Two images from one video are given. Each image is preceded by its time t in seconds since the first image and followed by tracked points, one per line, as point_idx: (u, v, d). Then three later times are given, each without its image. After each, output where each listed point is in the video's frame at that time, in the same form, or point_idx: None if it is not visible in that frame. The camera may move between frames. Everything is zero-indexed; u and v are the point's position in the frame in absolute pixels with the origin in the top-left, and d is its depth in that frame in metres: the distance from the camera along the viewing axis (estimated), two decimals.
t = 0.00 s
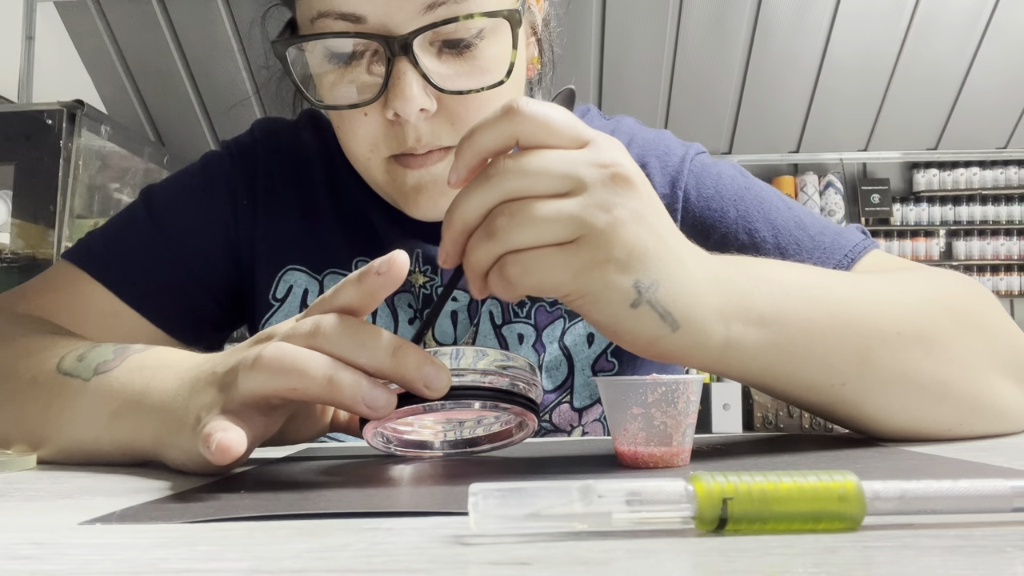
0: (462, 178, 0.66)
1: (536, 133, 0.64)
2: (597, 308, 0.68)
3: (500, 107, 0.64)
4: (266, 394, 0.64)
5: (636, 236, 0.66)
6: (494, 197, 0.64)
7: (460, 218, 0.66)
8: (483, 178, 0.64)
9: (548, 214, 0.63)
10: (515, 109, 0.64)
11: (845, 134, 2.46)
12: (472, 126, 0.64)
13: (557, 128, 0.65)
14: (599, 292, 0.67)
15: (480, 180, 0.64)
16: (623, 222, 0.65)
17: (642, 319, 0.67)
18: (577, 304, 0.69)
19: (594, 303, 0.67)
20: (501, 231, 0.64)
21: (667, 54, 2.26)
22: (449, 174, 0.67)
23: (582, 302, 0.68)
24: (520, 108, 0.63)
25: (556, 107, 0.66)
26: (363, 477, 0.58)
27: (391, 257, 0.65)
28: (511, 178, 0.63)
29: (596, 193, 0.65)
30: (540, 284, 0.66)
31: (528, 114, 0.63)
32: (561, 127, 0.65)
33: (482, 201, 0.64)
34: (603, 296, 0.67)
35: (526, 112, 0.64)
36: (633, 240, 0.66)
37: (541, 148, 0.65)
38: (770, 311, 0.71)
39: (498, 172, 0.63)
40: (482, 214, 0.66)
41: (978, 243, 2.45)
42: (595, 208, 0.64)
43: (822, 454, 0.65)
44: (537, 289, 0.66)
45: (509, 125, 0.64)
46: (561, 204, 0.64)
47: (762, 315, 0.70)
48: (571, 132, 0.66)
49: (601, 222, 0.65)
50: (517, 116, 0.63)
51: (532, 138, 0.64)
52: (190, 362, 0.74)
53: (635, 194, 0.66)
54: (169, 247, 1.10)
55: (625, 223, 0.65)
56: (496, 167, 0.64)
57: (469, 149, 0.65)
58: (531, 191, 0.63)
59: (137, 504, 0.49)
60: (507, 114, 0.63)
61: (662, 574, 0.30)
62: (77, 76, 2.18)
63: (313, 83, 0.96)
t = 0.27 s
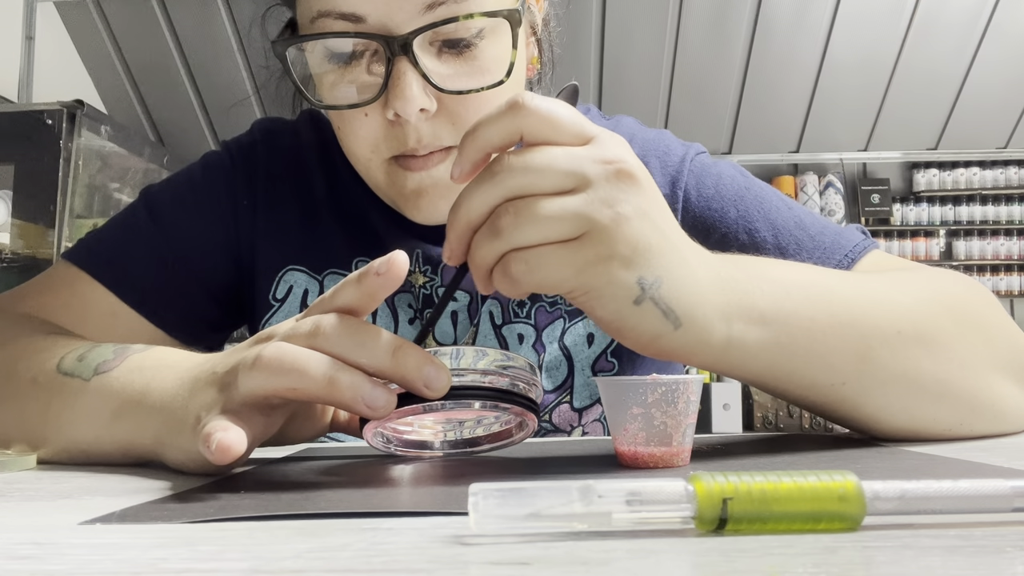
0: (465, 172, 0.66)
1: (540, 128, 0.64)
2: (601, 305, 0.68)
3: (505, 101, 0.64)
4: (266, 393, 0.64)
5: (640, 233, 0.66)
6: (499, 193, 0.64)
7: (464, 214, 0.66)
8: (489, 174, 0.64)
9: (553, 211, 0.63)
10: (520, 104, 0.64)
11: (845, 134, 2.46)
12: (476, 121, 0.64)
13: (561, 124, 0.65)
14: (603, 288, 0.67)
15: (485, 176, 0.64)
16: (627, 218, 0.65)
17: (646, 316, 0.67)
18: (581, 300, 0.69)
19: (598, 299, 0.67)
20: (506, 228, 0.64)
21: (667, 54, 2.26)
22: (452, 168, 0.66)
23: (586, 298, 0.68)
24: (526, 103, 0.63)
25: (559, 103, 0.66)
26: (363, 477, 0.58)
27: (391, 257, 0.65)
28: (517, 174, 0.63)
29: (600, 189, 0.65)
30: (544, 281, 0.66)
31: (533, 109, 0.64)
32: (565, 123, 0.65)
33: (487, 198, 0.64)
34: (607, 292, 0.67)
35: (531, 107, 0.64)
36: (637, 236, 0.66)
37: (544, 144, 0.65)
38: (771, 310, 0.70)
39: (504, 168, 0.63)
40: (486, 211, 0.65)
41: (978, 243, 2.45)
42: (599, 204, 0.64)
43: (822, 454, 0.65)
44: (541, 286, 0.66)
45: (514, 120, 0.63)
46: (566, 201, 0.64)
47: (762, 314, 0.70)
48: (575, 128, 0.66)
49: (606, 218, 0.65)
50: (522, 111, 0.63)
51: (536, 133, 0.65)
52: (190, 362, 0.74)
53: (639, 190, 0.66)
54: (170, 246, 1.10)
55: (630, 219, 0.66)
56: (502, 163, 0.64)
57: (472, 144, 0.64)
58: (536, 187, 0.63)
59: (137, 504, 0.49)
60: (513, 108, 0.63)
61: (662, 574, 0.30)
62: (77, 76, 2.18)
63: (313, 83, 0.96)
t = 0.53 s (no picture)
0: (466, 168, 0.66)
1: (541, 124, 0.64)
2: (601, 300, 0.68)
3: (507, 98, 0.64)
4: (266, 393, 0.64)
5: (639, 229, 0.66)
6: (499, 188, 0.64)
7: (465, 210, 0.66)
8: (490, 170, 0.64)
9: (553, 205, 0.63)
10: (521, 100, 0.64)
11: (845, 134, 2.46)
12: (477, 117, 0.64)
13: (562, 120, 0.65)
14: (603, 284, 0.67)
15: (486, 171, 0.64)
16: (627, 214, 0.65)
17: (645, 313, 0.68)
18: (580, 295, 0.69)
19: (598, 294, 0.68)
20: (506, 223, 0.64)
21: (667, 55, 2.26)
22: (453, 165, 0.66)
23: (586, 293, 0.68)
24: (527, 99, 0.63)
25: (561, 99, 0.66)
26: (363, 478, 0.58)
27: (390, 257, 0.65)
28: (518, 170, 0.63)
29: (600, 184, 0.65)
30: (544, 276, 0.66)
31: (534, 105, 0.64)
32: (566, 120, 0.65)
33: (488, 193, 0.64)
34: (606, 288, 0.67)
35: (531, 103, 0.64)
36: (637, 232, 0.66)
37: (545, 139, 0.66)
38: (772, 308, 0.71)
39: (504, 164, 0.63)
40: (487, 207, 0.65)
41: (978, 243, 2.45)
42: (599, 200, 0.64)
43: (822, 454, 0.65)
44: (541, 281, 0.66)
45: (515, 117, 0.63)
46: (566, 196, 0.64)
47: (763, 312, 0.70)
48: (576, 124, 0.66)
49: (606, 214, 0.65)
50: (524, 107, 0.63)
51: (537, 129, 0.65)
52: (190, 362, 0.74)
53: (639, 186, 0.66)
54: (170, 246, 1.10)
55: (630, 215, 0.65)
56: (502, 159, 0.64)
57: (472, 140, 0.64)
58: (536, 183, 0.63)
59: (137, 503, 0.49)
60: (514, 105, 0.63)
61: (662, 574, 0.30)
62: (77, 76, 2.18)
63: (313, 83, 0.96)
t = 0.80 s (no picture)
0: (470, 162, 0.66)
1: (547, 120, 0.65)
2: (603, 297, 0.68)
3: (514, 92, 0.64)
4: (266, 393, 0.64)
5: (644, 226, 0.66)
6: (503, 182, 0.64)
7: (469, 204, 0.66)
8: (495, 163, 0.64)
9: (557, 201, 0.63)
10: (527, 95, 0.64)
11: (845, 134, 2.46)
12: (482, 111, 0.64)
13: (568, 116, 0.65)
14: (606, 280, 0.67)
15: (491, 164, 0.64)
16: (632, 211, 0.65)
17: (647, 309, 0.67)
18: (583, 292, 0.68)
19: (600, 291, 0.67)
20: (510, 217, 0.64)
21: (667, 55, 2.26)
22: (457, 158, 0.66)
23: (588, 290, 0.68)
24: (533, 95, 0.63)
25: (567, 95, 0.66)
26: (363, 478, 0.58)
27: (390, 258, 0.65)
28: (523, 164, 0.63)
29: (605, 180, 0.65)
30: (547, 271, 0.66)
31: (541, 100, 0.64)
32: (572, 115, 0.65)
33: (492, 187, 0.64)
34: (609, 284, 0.67)
35: (538, 98, 0.64)
36: (641, 229, 0.66)
37: (551, 135, 0.66)
38: (774, 308, 0.71)
39: (509, 158, 0.63)
40: (490, 201, 0.66)
41: (978, 243, 2.45)
42: (604, 195, 0.64)
43: (822, 454, 0.65)
44: (544, 276, 0.66)
45: (521, 111, 0.63)
46: (570, 191, 0.64)
47: (764, 311, 0.70)
48: (582, 120, 0.66)
49: (611, 210, 0.65)
50: (530, 102, 0.63)
51: (543, 124, 0.65)
52: (190, 362, 0.74)
53: (644, 183, 0.67)
54: (169, 246, 1.10)
55: (634, 212, 0.65)
56: (507, 153, 0.64)
57: (478, 135, 0.64)
58: (540, 178, 0.64)
59: (137, 503, 0.49)
60: (520, 100, 0.63)
61: (662, 574, 0.30)
62: (77, 76, 2.18)
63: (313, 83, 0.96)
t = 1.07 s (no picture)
0: (470, 168, 0.65)
1: (546, 126, 0.64)
2: (605, 302, 0.68)
3: (512, 99, 0.64)
4: (266, 394, 0.64)
5: (645, 231, 0.66)
6: (503, 190, 0.64)
7: (469, 211, 0.66)
8: (495, 171, 0.64)
9: (558, 207, 0.63)
10: (527, 101, 0.64)
11: (845, 134, 2.46)
12: (481, 117, 0.64)
13: (567, 122, 0.65)
14: (607, 285, 0.67)
15: (491, 173, 0.64)
16: (633, 216, 0.65)
17: (648, 314, 0.67)
18: (585, 297, 0.68)
19: (602, 296, 0.67)
20: (511, 224, 0.64)
21: (668, 54, 2.26)
22: (456, 164, 0.65)
23: (590, 295, 0.68)
24: (532, 101, 0.63)
25: (567, 100, 0.66)
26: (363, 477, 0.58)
27: (390, 258, 0.65)
28: (523, 171, 0.63)
29: (606, 186, 0.65)
30: (549, 277, 0.66)
31: (539, 106, 0.63)
32: (572, 121, 0.65)
33: (493, 195, 0.64)
34: (611, 290, 0.67)
35: (537, 104, 0.64)
36: (642, 234, 0.66)
37: (551, 141, 0.66)
38: (773, 311, 0.70)
39: (510, 166, 0.63)
40: (491, 208, 0.65)
41: (978, 243, 2.45)
42: (605, 201, 0.64)
43: (821, 454, 0.65)
44: (545, 282, 0.66)
45: (520, 117, 0.63)
46: (571, 198, 0.64)
47: (763, 314, 0.70)
48: (582, 126, 0.66)
49: (612, 216, 0.64)
50: (529, 108, 0.63)
51: (543, 131, 0.65)
52: (190, 362, 0.74)
53: (645, 188, 0.66)
54: (169, 246, 1.10)
55: (636, 217, 0.65)
56: (508, 160, 0.64)
57: (477, 140, 0.64)
58: (541, 185, 0.63)
59: (137, 503, 0.49)
60: (519, 106, 0.63)
61: (662, 574, 0.30)
62: (77, 76, 2.18)
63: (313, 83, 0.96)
